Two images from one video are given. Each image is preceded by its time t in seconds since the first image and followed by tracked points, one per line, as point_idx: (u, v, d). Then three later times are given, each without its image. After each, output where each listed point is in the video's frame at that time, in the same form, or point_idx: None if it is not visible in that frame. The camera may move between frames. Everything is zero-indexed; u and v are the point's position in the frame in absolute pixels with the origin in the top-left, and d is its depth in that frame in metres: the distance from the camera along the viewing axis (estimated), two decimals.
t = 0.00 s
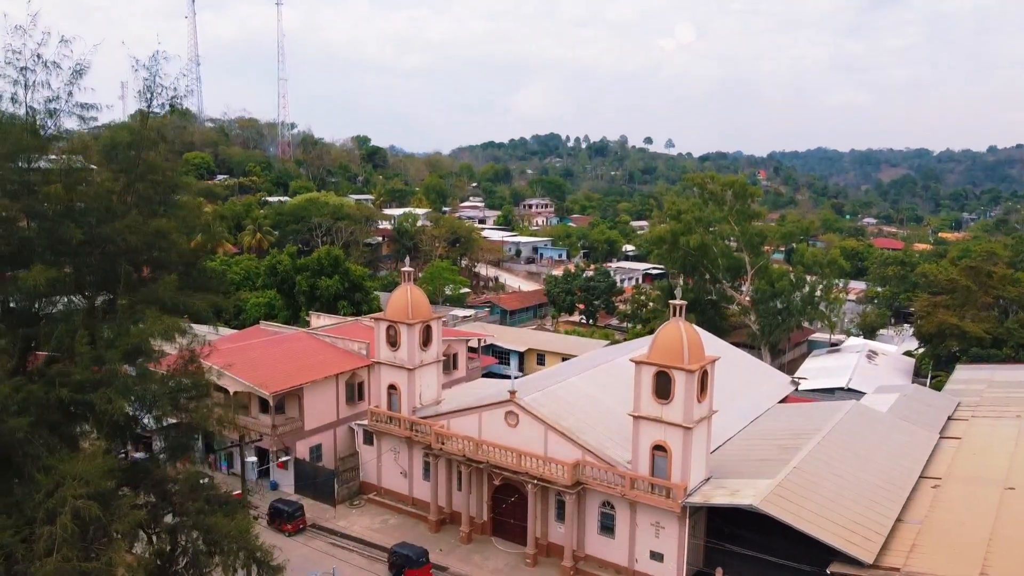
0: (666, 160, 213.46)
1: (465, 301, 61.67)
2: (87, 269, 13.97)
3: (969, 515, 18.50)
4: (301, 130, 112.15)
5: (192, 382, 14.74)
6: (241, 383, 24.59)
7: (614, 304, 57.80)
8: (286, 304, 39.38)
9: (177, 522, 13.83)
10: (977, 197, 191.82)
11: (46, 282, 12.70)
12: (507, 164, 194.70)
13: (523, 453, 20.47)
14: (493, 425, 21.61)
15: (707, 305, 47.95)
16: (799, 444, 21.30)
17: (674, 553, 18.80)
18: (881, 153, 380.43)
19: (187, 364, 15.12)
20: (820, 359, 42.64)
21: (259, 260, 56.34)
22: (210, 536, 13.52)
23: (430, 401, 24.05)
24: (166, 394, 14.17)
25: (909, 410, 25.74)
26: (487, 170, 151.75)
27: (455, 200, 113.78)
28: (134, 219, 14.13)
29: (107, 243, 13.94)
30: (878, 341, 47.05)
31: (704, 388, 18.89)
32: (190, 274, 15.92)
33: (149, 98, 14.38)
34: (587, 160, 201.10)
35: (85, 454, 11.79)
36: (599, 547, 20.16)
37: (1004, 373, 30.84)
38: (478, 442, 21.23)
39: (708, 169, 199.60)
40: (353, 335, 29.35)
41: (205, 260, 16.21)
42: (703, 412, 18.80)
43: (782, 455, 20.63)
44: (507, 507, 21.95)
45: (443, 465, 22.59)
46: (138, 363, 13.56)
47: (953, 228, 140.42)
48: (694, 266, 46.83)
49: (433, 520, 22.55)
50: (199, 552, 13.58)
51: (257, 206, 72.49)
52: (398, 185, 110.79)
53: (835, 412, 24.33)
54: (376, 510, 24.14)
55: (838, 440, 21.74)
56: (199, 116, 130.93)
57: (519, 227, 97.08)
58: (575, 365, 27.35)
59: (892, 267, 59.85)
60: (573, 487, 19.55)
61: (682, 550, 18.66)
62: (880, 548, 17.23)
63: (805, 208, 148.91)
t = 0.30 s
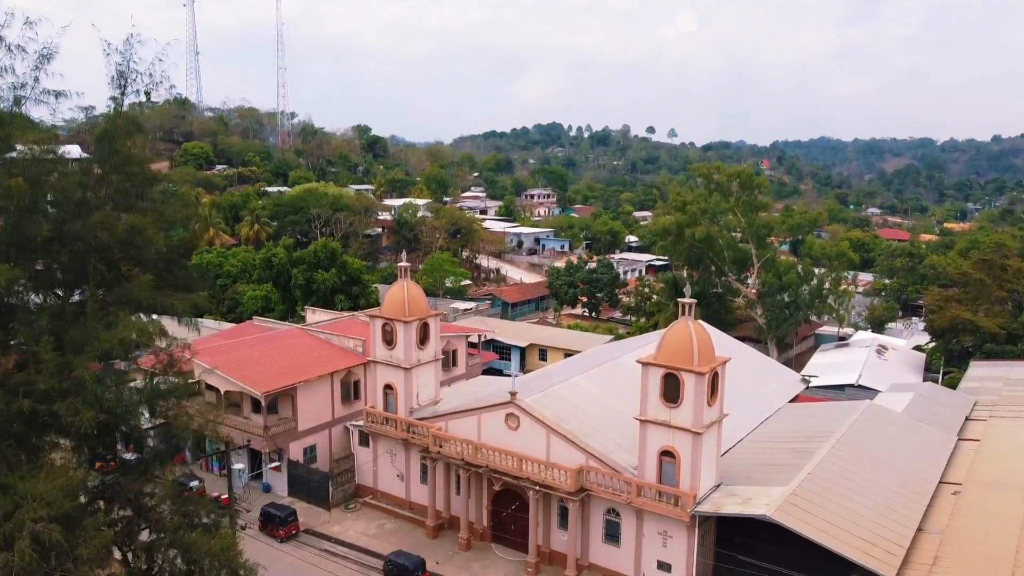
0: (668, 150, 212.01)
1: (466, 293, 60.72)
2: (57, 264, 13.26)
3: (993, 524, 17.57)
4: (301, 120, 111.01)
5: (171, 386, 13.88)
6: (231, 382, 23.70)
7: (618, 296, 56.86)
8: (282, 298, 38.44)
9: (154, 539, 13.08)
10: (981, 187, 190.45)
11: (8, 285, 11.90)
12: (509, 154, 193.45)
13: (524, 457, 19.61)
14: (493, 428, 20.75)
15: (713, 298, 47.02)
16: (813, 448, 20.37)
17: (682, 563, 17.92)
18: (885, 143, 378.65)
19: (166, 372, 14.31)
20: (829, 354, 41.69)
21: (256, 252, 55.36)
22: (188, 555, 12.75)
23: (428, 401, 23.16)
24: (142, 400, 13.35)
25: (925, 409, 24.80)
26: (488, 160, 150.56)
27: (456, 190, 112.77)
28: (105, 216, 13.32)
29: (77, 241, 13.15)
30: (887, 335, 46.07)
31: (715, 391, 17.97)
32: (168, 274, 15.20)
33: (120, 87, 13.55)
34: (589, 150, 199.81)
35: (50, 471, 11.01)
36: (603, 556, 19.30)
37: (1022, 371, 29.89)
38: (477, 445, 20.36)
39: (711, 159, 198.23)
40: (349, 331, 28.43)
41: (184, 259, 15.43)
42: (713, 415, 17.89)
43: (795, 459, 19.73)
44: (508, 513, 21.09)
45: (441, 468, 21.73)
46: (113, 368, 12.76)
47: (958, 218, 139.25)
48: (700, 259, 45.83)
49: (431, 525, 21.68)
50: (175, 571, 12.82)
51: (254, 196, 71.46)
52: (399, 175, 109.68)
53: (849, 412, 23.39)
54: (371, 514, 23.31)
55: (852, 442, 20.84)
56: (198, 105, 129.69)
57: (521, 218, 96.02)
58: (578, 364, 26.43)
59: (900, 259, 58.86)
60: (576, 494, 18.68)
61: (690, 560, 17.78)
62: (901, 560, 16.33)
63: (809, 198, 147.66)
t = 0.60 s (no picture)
0: (680, 140, 209.95)
1: (475, 286, 59.78)
2: (31, 263, 13.27)
3: None
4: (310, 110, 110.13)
5: (154, 393, 13.23)
6: (229, 381, 22.92)
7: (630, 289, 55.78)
8: (287, 292, 37.62)
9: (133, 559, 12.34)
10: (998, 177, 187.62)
11: None
12: (520, 143, 191.91)
13: (533, 463, 18.72)
14: (501, 432, 19.85)
15: (727, 292, 45.95)
16: (838, 455, 19.36)
17: None
18: (899, 132, 374.54)
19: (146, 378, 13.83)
20: (847, 351, 40.53)
21: (262, 244, 54.58)
22: None
23: (433, 402, 22.27)
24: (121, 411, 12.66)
25: (953, 412, 23.70)
26: (499, 149, 149.25)
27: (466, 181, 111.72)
28: (83, 211, 13.29)
29: (51, 236, 13.16)
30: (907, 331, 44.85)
31: (735, 396, 16.98)
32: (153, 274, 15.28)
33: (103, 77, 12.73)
34: (601, 140, 198.11)
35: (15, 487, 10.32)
36: (615, 567, 18.40)
37: None
38: (484, 450, 19.47)
39: (724, 148, 196.06)
40: (353, 328, 27.56)
41: (170, 260, 15.40)
42: (733, 422, 16.91)
43: (819, 467, 18.72)
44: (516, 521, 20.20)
45: (446, 472, 20.85)
46: (96, 375, 12.27)
47: (975, 208, 137.18)
48: (715, 251, 44.68)
49: (436, 532, 20.80)
50: None
51: (262, 187, 70.68)
52: (408, 165, 108.63)
53: (873, 415, 22.34)
54: (374, 518, 22.46)
55: (880, 448, 19.80)
56: (207, 95, 128.94)
57: (531, 209, 94.94)
58: (589, 363, 25.46)
59: (919, 251, 57.47)
60: (588, 503, 17.77)
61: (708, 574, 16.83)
62: None
63: (823, 188, 145.75)
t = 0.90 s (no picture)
0: (695, 130, 207.75)
1: (486, 279, 58.84)
2: (5, 259, 13.71)
3: None
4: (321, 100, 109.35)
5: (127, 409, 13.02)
6: (228, 382, 22.15)
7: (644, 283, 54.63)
8: (293, 286, 36.78)
9: None
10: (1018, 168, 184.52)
11: None
12: (533, 133, 190.33)
13: (542, 472, 17.81)
14: (509, 438, 18.93)
15: (744, 287, 44.93)
16: (864, 465, 18.32)
17: None
18: (917, 123, 369.82)
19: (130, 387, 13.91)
20: (867, 348, 39.36)
21: (270, 236, 53.87)
22: None
23: (438, 406, 21.34)
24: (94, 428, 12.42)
25: (984, 418, 22.57)
26: (511, 139, 147.97)
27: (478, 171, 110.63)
28: (56, 209, 13.68)
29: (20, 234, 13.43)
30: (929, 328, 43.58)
31: (757, 405, 15.97)
32: (138, 275, 15.79)
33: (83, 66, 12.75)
34: (614, 130, 196.35)
35: None
36: None
37: None
38: (491, 457, 18.57)
39: (739, 138, 193.99)
40: (358, 326, 26.68)
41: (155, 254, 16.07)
42: (754, 432, 15.90)
43: (845, 478, 17.69)
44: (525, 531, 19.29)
45: (452, 479, 19.96)
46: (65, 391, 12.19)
47: (995, 200, 134.79)
48: (732, 245, 43.50)
49: (441, 541, 19.92)
50: None
51: (271, 177, 69.95)
52: (420, 156, 107.73)
53: (901, 421, 21.26)
54: (377, 525, 21.60)
55: (909, 458, 18.74)
56: (219, 85, 128.45)
57: (544, 200, 93.84)
58: (602, 365, 24.48)
59: (942, 245, 56.01)
60: (600, 515, 16.84)
61: None
62: None
63: (840, 180, 143.60)
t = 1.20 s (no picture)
0: (710, 120, 205.43)
1: (497, 272, 57.92)
2: None
3: None
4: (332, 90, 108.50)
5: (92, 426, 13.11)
6: (225, 384, 21.35)
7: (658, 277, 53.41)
8: (299, 281, 35.96)
9: None
10: None
11: None
12: (546, 124, 188.78)
13: (551, 484, 16.88)
14: (517, 446, 17.98)
15: (761, 281, 44.10)
16: (894, 477, 17.27)
17: None
18: (935, 113, 365.19)
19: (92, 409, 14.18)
20: (889, 346, 38.13)
21: (277, 228, 53.13)
22: None
23: (443, 410, 20.42)
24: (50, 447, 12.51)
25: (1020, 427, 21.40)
26: (524, 130, 146.62)
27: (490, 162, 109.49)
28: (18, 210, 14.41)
29: None
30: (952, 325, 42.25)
31: (781, 417, 14.92)
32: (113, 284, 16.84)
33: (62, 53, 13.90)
34: (628, 121, 194.56)
35: None
36: None
37: None
38: (498, 467, 17.65)
39: (755, 128, 191.66)
40: (362, 324, 25.78)
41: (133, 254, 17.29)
42: (778, 446, 14.86)
43: (875, 493, 16.64)
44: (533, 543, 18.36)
45: (457, 488, 19.05)
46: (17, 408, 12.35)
47: (1016, 192, 132.13)
48: (748, 240, 42.37)
49: (445, 553, 19.03)
50: None
51: (281, 169, 69.16)
52: (431, 146, 106.69)
53: (931, 430, 20.13)
54: (380, 533, 20.73)
55: (941, 470, 17.67)
56: (230, 75, 127.74)
57: (556, 191, 92.69)
58: (616, 367, 23.47)
59: (966, 239, 54.50)
60: (612, 531, 15.88)
61: None
62: None
63: (857, 171, 141.34)
